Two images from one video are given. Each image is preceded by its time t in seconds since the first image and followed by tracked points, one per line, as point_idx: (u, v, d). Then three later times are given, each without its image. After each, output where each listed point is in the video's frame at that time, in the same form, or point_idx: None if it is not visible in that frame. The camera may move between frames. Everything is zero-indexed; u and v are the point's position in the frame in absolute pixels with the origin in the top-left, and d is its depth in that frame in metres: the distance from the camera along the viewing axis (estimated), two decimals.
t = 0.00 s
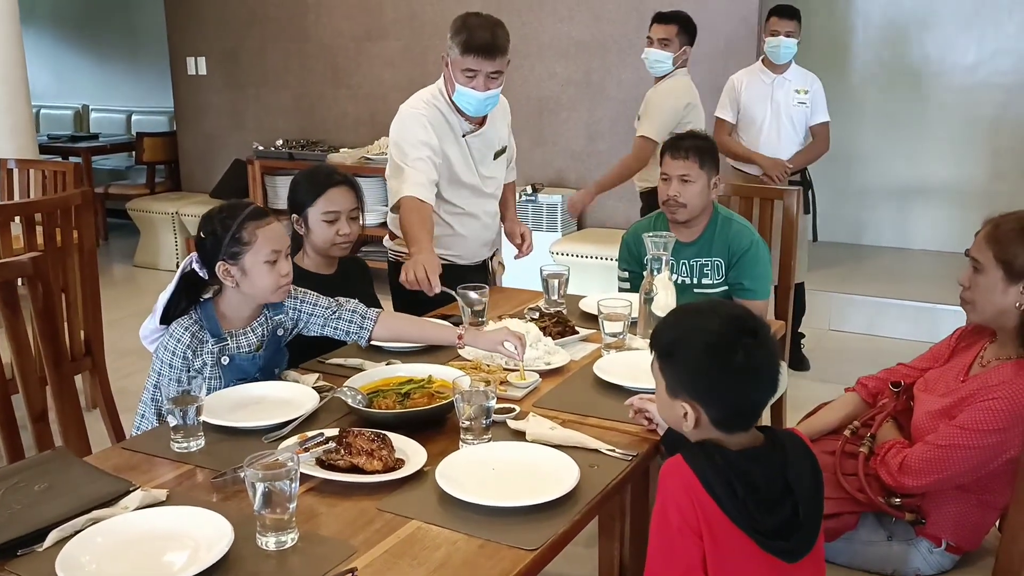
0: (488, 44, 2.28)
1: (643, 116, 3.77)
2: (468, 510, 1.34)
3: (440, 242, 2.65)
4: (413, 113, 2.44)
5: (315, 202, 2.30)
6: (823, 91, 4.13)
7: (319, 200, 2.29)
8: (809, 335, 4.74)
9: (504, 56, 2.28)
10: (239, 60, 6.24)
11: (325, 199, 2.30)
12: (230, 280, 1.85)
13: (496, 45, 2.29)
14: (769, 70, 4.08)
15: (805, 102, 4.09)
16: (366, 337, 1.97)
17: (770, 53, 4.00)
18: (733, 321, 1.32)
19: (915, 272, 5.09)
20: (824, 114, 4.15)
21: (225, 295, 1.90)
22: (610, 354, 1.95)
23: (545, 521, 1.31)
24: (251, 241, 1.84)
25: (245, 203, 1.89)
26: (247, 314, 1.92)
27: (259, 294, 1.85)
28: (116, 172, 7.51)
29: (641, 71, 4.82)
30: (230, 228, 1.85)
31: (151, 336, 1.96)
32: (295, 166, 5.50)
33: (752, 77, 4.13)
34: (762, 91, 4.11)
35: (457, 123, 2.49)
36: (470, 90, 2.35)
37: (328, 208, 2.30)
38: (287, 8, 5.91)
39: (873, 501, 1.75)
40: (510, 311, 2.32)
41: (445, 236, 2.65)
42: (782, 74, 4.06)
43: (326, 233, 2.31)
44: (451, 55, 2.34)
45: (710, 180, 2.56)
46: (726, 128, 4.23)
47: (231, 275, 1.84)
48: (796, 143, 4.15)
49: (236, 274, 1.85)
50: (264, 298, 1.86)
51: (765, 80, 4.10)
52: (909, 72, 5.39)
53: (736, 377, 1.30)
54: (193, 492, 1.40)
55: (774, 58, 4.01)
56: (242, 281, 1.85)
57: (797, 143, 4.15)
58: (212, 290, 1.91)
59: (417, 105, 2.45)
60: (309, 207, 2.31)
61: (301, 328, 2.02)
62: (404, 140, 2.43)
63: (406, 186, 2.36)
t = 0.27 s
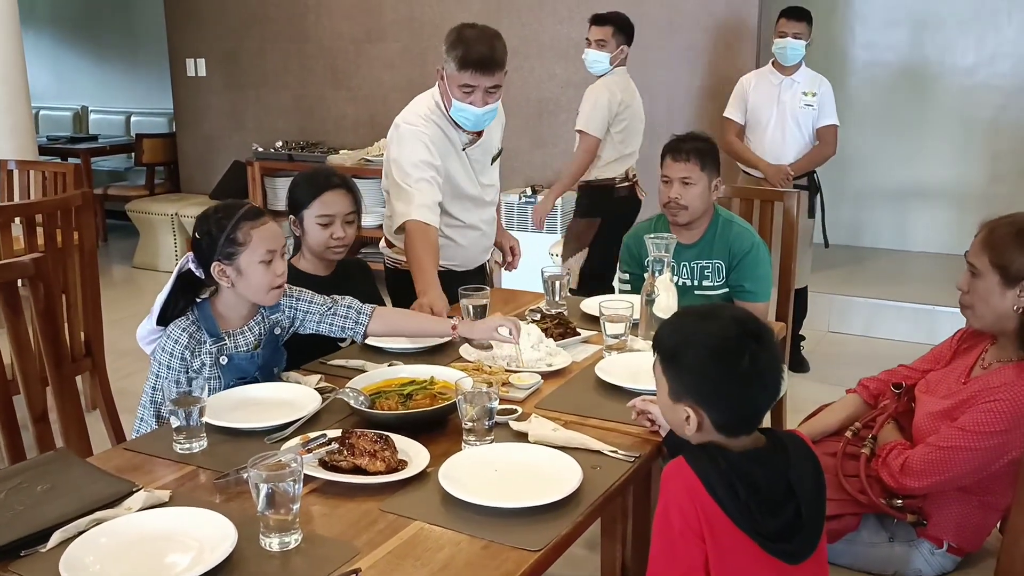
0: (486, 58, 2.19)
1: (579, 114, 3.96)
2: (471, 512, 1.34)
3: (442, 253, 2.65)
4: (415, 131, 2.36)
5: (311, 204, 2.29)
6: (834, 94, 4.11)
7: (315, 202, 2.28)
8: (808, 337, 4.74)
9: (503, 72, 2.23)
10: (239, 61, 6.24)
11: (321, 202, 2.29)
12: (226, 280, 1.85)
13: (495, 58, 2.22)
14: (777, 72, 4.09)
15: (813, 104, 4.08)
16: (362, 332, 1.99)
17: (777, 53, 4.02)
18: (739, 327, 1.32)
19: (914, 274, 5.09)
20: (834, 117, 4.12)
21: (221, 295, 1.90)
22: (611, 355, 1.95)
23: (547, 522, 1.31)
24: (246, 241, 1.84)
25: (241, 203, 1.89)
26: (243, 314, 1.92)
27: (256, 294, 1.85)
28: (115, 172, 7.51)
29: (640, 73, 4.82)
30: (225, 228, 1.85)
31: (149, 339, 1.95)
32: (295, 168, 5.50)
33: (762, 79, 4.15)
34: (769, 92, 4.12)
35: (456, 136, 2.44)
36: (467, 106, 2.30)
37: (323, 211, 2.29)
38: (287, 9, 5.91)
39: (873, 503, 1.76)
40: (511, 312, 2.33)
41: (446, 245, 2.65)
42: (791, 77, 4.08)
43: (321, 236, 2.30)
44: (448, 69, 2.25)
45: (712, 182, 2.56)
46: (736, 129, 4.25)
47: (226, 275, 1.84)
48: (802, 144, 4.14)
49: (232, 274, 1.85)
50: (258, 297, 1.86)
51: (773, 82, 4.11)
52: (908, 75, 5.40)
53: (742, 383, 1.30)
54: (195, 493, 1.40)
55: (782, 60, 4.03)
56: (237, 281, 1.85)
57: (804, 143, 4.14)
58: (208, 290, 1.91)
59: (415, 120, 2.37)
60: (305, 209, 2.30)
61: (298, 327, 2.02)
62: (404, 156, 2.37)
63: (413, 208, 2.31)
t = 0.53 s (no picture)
0: (486, 65, 2.18)
1: (528, 119, 3.93)
2: (475, 513, 1.33)
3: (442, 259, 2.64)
4: (417, 140, 2.34)
5: (309, 205, 2.29)
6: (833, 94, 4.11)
7: (314, 203, 2.28)
8: (809, 338, 4.73)
9: (502, 80, 2.22)
10: (239, 61, 6.24)
11: (319, 203, 2.29)
12: (199, 280, 1.88)
13: (494, 65, 2.20)
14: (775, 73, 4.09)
15: (811, 105, 4.08)
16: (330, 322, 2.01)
17: (776, 54, 4.02)
18: (746, 331, 1.31)
19: (914, 276, 5.09)
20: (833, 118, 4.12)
21: (194, 296, 1.92)
22: (613, 356, 1.94)
23: (552, 523, 1.30)
24: (219, 240, 1.88)
25: (212, 204, 1.93)
26: (216, 316, 1.93)
27: (229, 293, 1.89)
28: (115, 173, 7.50)
29: (641, 74, 4.82)
30: (198, 229, 1.89)
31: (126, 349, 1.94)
32: (296, 168, 5.50)
33: (761, 80, 4.15)
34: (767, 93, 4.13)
35: (456, 142, 2.43)
36: (466, 114, 2.29)
37: (320, 212, 2.29)
38: (288, 10, 5.91)
39: (877, 504, 1.76)
40: (513, 313, 2.32)
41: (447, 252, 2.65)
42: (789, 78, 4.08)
43: (319, 237, 2.30)
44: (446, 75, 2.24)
45: (714, 184, 2.57)
46: (736, 131, 4.26)
47: (197, 274, 1.88)
48: (801, 145, 4.13)
49: (205, 274, 1.88)
50: (231, 296, 1.89)
51: (772, 83, 4.12)
52: (908, 77, 5.40)
53: (745, 384, 1.30)
54: (199, 494, 1.39)
55: (780, 61, 4.03)
56: (210, 281, 1.88)
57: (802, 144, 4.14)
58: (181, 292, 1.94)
59: (414, 128, 2.35)
60: (303, 210, 2.30)
61: (271, 323, 2.06)
62: (404, 164, 2.34)
63: (414, 219, 2.27)
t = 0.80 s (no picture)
0: (486, 69, 2.18)
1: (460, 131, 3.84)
2: (479, 515, 1.33)
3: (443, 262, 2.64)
4: (416, 145, 2.34)
5: (309, 205, 2.28)
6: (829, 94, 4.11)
7: (313, 204, 2.27)
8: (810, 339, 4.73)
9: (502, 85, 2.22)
10: (240, 61, 6.24)
11: (320, 203, 2.28)
12: (152, 287, 1.90)
13: (494, 69, 2.20)
14: (771, 74, 4.08)
15: (809, 105, 4.08)
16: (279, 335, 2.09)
17: (771, 55, 4.00)
18: (749, 327, 1.32)
19: (915, 277, 5.09)
20: (829, 118, 4.12)
21: (146, 301, 1.94)
22: (617, 357, 1.94)
23: (555, 525, 1.30)
24: (174, 250, 1.91)
25: (161, 214, 1.94)
26: (168, 320, 1.97)
27: (183, 300, 1.92)
28: (116, 173, 7.50)
29: (642, 75, 4.82)
30: (154, 238, 1.90)
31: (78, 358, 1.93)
32: (297, 168, 5.49)
33: (758, 81, 4.14)
34: (764, 94, 4.12)
35: (455, 146, 2.44)
36: (466, 118, 2.28)
37: (321, 212, 2.28)
38: (289, 10, 5.91)
39: (881, 505, 1.75)
40: (515, 314, 2.32)
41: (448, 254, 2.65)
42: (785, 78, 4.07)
43: (320, 238, 2.29)
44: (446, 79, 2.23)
45: (717, 184, 2.57)
46: (735, 132, 4.25)
47: (152, 284, 1.90)
48: (799, 146, 4.13)
49: (160, 280, 1.90)
50: (185, 302, 1.93)
51: (769, 83, 4.11)
52: (909, 77, 5.40)
53: (747, 381, 1.30)
54: (202, 494, 1.39)
55: (776, 62, 4.02)
56: (164, 289, 1.91)
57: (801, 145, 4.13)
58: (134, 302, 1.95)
59: (413, 132, 2.36)
60: (304, 211, 2.30)
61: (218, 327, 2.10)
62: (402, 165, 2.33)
63: (410, 225, 2.23)
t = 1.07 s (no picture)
0: (482, 69, 2.17)
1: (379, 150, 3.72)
2: (482, 514, 1.33)
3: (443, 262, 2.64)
4: (412, 144, 2.35)
5: (311, 205, 2.29)
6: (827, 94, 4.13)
7: (317, 203, 2.28)
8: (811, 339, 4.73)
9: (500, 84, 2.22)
10: (240, 61, 6.24)
11: (321, 203, 2.29)
12: (105, 298, 1.99)
13: (490, 68, 2.19)
14: (768, 74, 4.08)
15: (807, 105, 4.09)
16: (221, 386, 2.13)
17: (769, 56, 4.01)
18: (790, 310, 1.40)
19: (916, 277, 5.09)
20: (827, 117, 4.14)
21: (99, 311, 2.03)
22: (618, 357, 1.95)
23: (558, 524, 1.31)
24: (125, 263, 1.99)
25: (114, 227, 2.02)
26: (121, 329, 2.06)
27: (136, 309, 2.01)
28: (117, 172, 7.50)
29: (643, 75, 4.82)
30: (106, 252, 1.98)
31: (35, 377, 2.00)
32: (297, 168, 5.50)
33: (756, 82, 4.12)
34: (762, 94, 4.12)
35: (453, 145, 2.44)
36: (463, 116, 2.28)
37: (323, 212, 2.29)
38: (290, 10, 5.91)
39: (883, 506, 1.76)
40: (517, 313, 2.32)
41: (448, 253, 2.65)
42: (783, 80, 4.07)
43: (321, 238, 2.29)
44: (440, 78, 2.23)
45: (718, 184, 2.58)
46: (734, 133, 4.25)
47: (104, 294, 1.99)
48: (796, 147, 4.15)
49: (113, 292, 1.99)
50: (137, 313, 2.02)
51: (766, 84, 4.09)
52: (910, 78, 5.40)
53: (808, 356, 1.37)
54: (204, 494, 1.39)
55: (774, 62, 4.02)
56: (116, 300, 2.00)
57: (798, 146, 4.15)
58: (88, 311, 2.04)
59: (410, 131, 2.36)
60: (305, 210, 2.30)
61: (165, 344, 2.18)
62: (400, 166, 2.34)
63: (411, 226, 2.24)
